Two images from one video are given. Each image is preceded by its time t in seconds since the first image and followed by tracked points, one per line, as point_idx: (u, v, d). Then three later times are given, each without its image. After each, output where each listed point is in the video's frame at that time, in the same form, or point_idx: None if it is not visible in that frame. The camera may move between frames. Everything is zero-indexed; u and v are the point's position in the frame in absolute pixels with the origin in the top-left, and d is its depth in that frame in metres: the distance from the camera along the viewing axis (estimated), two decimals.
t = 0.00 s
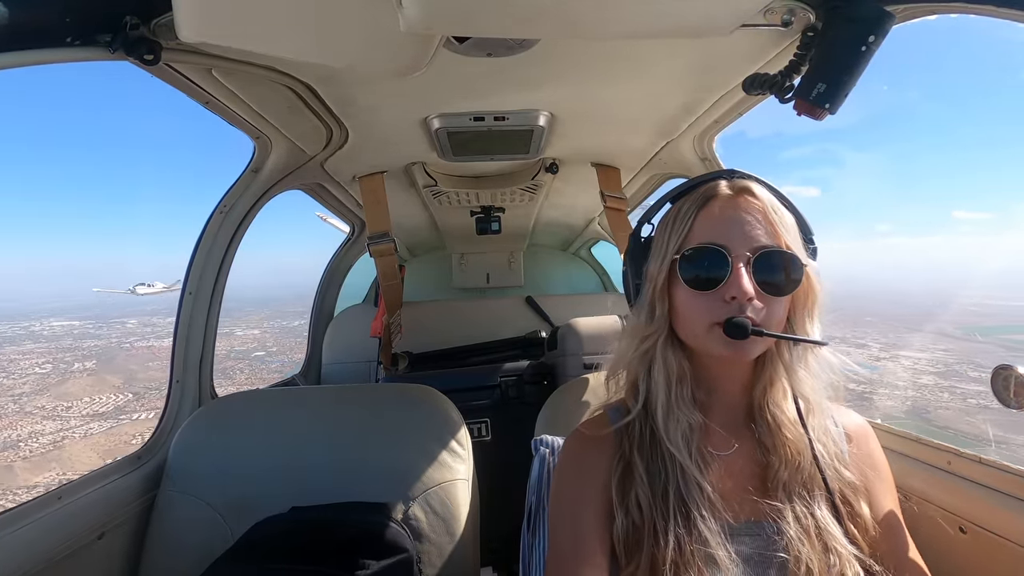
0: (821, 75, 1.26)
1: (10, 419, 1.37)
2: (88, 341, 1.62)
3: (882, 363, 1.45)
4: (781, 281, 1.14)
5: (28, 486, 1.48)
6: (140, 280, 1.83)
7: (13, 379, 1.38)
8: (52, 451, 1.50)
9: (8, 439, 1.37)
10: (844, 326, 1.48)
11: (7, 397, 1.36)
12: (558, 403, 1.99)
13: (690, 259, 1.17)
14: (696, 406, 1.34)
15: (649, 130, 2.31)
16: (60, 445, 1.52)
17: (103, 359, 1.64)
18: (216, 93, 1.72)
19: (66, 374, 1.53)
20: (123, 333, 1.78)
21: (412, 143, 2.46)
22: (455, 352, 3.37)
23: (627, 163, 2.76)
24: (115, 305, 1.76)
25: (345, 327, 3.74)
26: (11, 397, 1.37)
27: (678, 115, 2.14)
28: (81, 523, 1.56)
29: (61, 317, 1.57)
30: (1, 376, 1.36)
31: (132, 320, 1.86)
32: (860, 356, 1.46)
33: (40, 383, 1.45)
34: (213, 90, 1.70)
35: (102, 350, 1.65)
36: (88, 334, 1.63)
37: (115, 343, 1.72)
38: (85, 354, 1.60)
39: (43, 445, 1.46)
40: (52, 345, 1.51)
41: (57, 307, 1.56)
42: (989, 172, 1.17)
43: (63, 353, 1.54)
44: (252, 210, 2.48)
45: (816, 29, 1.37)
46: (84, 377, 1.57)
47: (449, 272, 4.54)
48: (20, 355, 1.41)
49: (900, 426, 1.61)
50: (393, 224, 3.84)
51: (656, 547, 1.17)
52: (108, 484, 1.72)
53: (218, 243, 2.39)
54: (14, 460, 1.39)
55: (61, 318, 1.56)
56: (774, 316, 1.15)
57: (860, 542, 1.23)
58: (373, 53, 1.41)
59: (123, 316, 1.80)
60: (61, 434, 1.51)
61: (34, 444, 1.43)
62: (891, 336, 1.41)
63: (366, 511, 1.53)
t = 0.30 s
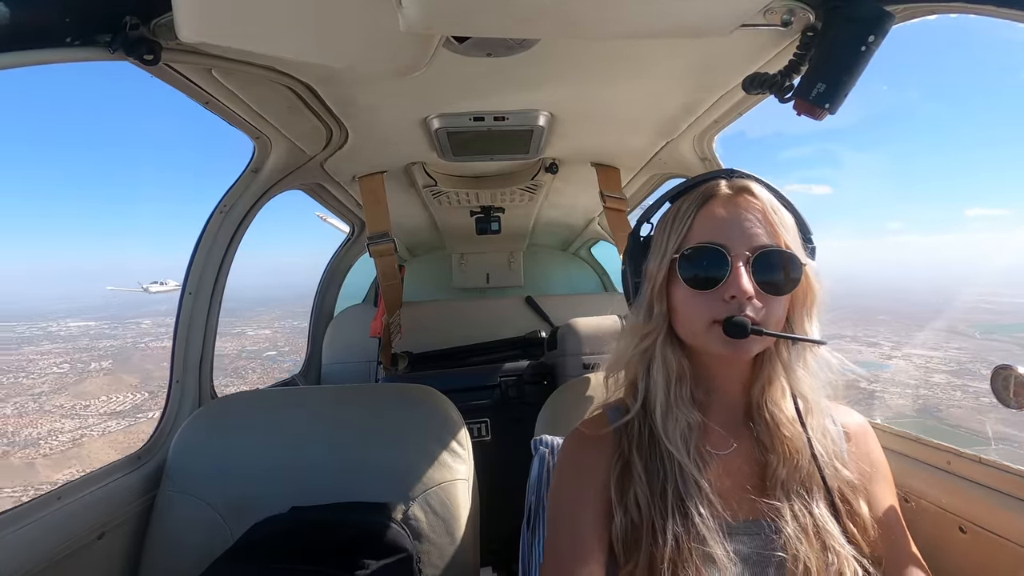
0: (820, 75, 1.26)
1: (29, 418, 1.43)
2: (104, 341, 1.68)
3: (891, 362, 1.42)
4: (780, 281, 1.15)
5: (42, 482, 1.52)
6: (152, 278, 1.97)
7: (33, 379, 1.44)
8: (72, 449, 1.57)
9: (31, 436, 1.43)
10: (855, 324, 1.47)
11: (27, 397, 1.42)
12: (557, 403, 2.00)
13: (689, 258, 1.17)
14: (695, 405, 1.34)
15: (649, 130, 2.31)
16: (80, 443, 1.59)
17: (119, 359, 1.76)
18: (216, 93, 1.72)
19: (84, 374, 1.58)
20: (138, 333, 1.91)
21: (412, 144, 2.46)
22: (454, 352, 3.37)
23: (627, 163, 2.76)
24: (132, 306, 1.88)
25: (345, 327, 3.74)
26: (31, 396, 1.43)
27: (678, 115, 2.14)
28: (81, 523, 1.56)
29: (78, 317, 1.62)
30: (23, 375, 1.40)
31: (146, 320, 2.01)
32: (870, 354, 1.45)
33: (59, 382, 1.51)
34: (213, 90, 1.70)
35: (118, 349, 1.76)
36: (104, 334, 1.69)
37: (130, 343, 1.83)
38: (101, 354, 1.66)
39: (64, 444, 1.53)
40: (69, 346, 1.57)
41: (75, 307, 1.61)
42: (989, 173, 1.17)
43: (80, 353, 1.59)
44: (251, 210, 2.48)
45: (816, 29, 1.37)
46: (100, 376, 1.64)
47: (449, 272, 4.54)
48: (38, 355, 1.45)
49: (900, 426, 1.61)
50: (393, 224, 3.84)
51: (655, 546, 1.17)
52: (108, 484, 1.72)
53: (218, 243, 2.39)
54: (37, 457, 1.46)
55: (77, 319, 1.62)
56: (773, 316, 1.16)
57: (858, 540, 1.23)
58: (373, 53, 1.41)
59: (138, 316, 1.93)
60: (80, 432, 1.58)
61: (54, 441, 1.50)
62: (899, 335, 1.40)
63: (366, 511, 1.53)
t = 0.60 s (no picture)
0: (820, 75, 1.26)
1: (44, 421, 1.46)
2: (115, 345, 1.73)
3: (900, 356, 1.42)
4: (777, 279, 1.14)
5: (43, 482, 1.52)
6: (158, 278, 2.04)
7: (46, 384, 1.46)
8: (86, 451, 1.62)
9: (46, 439, 1.47)
10: (862, 320, 1.47)
11: (42, 400, 1.44)
12: (557, 402, 2.00)
13: (686, 257, 1.17)
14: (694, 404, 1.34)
15: (649, 130, 2.31)
16: (94, 444, 1.64)
17: (129, 362, 1.79)
18: (216, 93, 1.72)
19: (96, 377, 1.60)
20: (148, 338, 2.00)
21: (412, 143, 2.46)
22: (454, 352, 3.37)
23: (626, 163, 2.76)
24: (143, 311, 1.97)
25: (345, 327, 3.74)
26: (45, 400, 1.45)
27: (678, 115, 2.14)
28: (81, 523, 1.56)
29: (87, 322, 1.67)
30: (37, 380, 1.43)
31: (155, 324, 2.09)
32: (876, 350, 1.46)
33: (71, 385, 1.52)
34: (213, 90, 1.70)
35: (131, 353, 1.82)
36: (115, 337, 1.75)
37: (141, 347, 1.90)
38: (112, 358, 1.68)
39: (80, 445, 1.59)
40: (81, 350, 1.60)
41: (86, 312, 1.67)
42: (988, 173, 1.17)
43: (92, 356, 1.61)
44: (251, 209, 2.48)
45: (815, 29, 1.37)
46: (111, 379, 1.66)
47: (449, 272, 4.54)
48: (51, 359, 1.50)
49: (897, 427, 1.61)
50: (393, 224, 3.84)
51: (653, 546, 1.16)
52: (109, 484, 1.72)
53: (218, 243, 2.39)
54: (53, 460, 1.53)
55: (87, 324, 1.67)
56: (771, 314, 1.15)
57: (858, 540, 1.22)
58: (373, 53, 1.41)
59: (146, 322, 2.00)
60: (94, 434, 1.62)
61: (70, 444, 1.55)
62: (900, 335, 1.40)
63: (366, 511, 1.53)
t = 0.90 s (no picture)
0: (820, 75, 1.25)
1: (47, 422, 1.46)
2: (115, 347, 1.71)
3: (898, 354, 1.43)
4: (777, 279, 1.14)
5: (43, 482, 1.52)
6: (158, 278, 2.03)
7: (48, 386, 1.46)
8: (90, 451, 1.64)
9: (49, 440, 1.47)
10: (860, 317, 1.48)
11: (43, 402, 1.44)
12: (557, 402, 2.00)
13: (686, 261, 1.17)
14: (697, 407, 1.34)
15: (649, 130, 2.31)
16: (98, 444, 1.65)
17: (130, 362, 1.78)
18: (216, 93, 1.72)
19: (97, 378, 1.59)
20: (148, 338, 1.99)
21: (412, 144, 2.46)
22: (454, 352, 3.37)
23: (626, 163, 2.76)
24: (145, 312, 1.96)
25: (345, 327, 3.74)
26: (47, 401, 1.45)
27: (678, 115, 2.14)
28: (81, 523, 1.56)
29: (87, 324, 1.66)
30: (38, 382, 1.44)
31: (155, 325, 2.09)
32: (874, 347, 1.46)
33: (73, 386, 1.52)
34: (213, 91, 1.70)
35: (132, 354, 1.81)
36: (115, 339, 1.74)
37: (142, 347, 1.90)
38: (112, 359, 1.68)
39: (85, 445, 1.60)
40: (82, 351, 1.60)
41: (86, 314, 1.67)
42: (988, 173, 1.17)
43: (93, 358, 1.61)
44: (251, 210, 2.48)
45: (815, 29, 1.37)
46: (113, 380, 1.65)
47: (449, 272, 4.54)
48: (52, 361, 1.50)
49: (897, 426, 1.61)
50: (393, 224, 3.84)
51: (656, 550, 1.16)
52: (109, 484, 1.72)
53: (218, 243, 2.39)
54: (58, 459, 1.54)
55: (87, 325, 1.66)
56: (772, 314, 1.15)
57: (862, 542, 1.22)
58: (373, 53, 1.41)
59: (147, 323, 1.99)
60: (97, 435, 1.63)
61: (72, 444, 1.55)
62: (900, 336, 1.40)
63: (366, 510, 1.53)
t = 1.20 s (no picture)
0: (820, 75, 1.26)
1: (46, 427, 1.45)
2: (111, 351, 1.69)
3: (892, 348, 1.46)
4: (761, 279, 1.14)
5: (43, 482, 1.52)
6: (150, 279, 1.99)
7: (44, 392, 1.45)
8: (88, 456, 1.65)
9: (48, 445, 1.47)
10: (854, 313, 1.47)
11: (41, 408, 1.44)
12: (557, 402, 2.01)
13: (669, 269, 1.17)
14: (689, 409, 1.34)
15: (649, 130, 2.31)
16: (96, 449, 1.67)
17: (127, 368, 1.78)
18: (216, 93, 1.72)
19: (94, 383, 1.59)
20: (145, 342, 1.98)
21: (412, 144, 2.46)
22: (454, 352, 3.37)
23: (626, 163, 2.76)
24: (140, 317, 1.94)
25: (345, 327, 3.74)
26: (44, 408, 1.44)
27: (678, 115, 2.14)
28: (81, 522, 1.56)
29: (83, 329, 1.61)
30: (35, 388, 1.42)
31: (150, 329, 2.06)
32: (869, 342, 1.47)
33: (71, 391, 1.52)
34: (213, 90, 1.70)
35: (128, 359, 1.80)
36: (111, 344, 1.71)
37: (138, 353, 1.90)
38: (109, 364, 1.67)
39: (81, 450, 1.61)
40: (78, 356, 1.58)
41: (81, 318, 1.62)
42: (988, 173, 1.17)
43: (89, 363, 1.60)
44: (251, 209, 2.48)
45: (816, 29, 1.37)
46: (111, 385, 1.66)
47: (449, 272, 4.54)
48: (48, 366, 1.48)
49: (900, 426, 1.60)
50: (393, 224, 3.84)
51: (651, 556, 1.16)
52: (109, 484, 1.72)
53: (217, 243, 2.39)
54: (57, 464, 1.55)
55: (82, 330, 1.61)
56: (759, 315, 1.16)
57: (857, 540, 1.22)
58: (373, 52, 1.41)
59: (141, 328, 1.98)
60: (96, 440, 1.65)
61: (71, 449, 1.57)
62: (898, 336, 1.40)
63: (365, 511, 1.53)
